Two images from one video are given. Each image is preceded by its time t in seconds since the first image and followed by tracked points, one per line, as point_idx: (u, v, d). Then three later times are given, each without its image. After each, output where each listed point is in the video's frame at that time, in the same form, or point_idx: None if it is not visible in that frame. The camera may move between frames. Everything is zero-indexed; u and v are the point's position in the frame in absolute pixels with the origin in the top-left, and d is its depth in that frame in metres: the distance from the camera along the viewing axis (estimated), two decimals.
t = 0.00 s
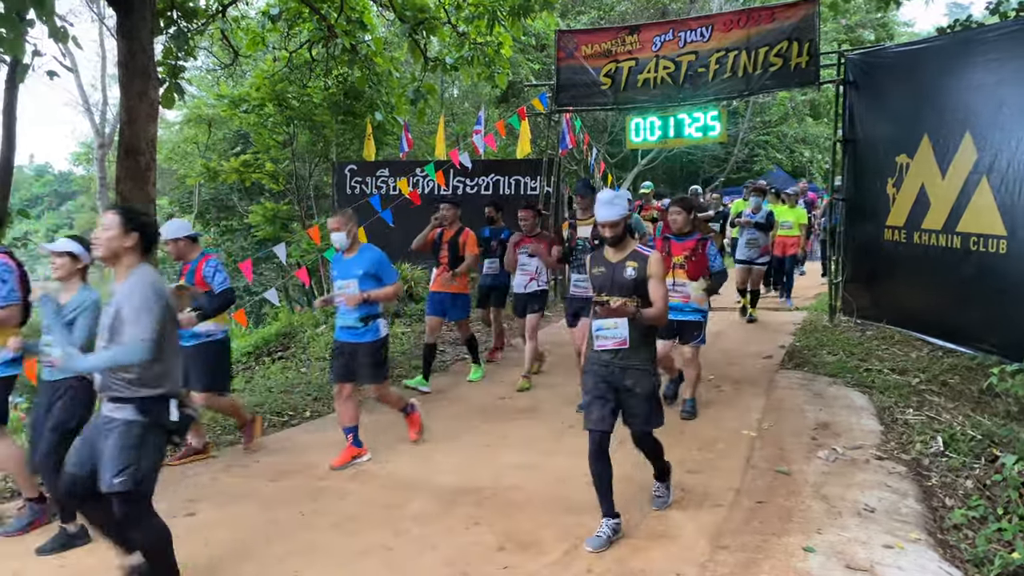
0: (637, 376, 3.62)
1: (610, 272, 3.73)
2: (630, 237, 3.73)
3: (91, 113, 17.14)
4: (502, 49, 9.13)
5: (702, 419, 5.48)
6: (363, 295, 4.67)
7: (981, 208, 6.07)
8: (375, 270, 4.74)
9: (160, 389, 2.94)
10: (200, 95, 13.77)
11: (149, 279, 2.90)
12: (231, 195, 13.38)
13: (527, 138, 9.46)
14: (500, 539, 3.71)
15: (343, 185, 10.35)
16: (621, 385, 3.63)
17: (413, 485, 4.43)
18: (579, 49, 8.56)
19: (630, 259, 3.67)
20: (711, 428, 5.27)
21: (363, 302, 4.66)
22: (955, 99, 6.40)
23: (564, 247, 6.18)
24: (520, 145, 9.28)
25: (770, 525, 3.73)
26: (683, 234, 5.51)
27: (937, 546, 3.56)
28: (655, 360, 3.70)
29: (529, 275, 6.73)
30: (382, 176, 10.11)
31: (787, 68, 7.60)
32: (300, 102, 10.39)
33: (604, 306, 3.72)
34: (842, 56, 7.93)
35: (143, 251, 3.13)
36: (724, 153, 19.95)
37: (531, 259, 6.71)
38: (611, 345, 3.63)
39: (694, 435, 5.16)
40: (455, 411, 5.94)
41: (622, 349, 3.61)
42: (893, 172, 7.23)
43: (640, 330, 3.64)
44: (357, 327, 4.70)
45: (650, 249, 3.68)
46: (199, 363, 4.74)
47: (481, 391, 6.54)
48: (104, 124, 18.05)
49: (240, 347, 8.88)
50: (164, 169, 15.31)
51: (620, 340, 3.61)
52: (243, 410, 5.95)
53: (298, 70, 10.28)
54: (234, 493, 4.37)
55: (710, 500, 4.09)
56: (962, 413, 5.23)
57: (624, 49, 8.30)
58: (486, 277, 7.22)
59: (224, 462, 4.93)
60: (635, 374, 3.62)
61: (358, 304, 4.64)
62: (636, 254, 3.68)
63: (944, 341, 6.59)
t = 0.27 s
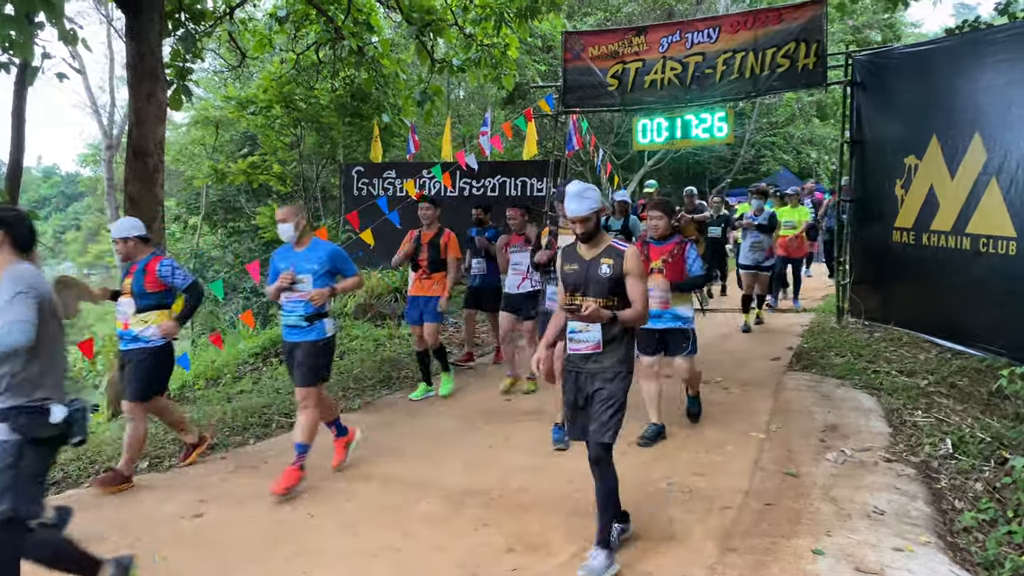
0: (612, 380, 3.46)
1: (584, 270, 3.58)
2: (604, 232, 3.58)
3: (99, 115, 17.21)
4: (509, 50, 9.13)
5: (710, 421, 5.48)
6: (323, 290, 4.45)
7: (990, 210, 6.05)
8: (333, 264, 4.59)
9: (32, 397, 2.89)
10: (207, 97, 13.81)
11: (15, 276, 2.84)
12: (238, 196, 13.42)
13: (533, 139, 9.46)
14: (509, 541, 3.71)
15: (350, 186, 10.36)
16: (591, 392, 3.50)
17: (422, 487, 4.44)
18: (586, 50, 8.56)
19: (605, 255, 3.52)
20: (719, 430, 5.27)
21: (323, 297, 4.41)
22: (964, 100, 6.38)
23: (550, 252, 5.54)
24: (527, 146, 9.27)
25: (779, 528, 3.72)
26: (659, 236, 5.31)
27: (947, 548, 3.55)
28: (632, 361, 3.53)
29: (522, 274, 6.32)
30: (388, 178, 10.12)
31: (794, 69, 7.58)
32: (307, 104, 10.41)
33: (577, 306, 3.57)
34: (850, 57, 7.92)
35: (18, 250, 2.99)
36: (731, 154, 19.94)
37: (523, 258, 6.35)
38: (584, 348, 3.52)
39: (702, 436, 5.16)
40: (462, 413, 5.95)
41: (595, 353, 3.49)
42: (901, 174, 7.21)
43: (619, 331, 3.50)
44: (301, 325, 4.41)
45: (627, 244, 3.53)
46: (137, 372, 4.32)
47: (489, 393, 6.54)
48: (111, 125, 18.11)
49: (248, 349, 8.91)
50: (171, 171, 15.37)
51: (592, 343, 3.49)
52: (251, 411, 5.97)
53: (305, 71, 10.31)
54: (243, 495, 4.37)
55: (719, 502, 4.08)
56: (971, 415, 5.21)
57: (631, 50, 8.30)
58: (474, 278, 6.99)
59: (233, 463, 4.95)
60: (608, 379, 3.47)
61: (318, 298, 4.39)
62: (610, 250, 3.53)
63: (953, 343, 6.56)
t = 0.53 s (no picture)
0: (565, 414, 3.09)
1: (546, 293, 3.15)
2: (572, 251, 3.15)
3: (108, 118, 17.29)
4: (516, 52, 9.13)
5: (718, 423, 5.46)
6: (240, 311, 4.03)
7: (1000, 211, 6.02)
8: (251, 284, 4.04)
9: None
10: (215, 99, 13.86)
11: None
12: (246, 198, 13.46)
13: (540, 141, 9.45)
14: (517, 543, 3.71)
15: (357, 188, 10.38)
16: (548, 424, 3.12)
17: (429, 489, 4.44)
18: (593, 51, 8.56)
19: (569, 278, 3.09)
20: (727, 432, 5.26)
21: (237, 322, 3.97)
22: (973, 101, 6.36)
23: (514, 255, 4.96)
24: (534, 148, 9.27)
25: (788, 530, 3.71)
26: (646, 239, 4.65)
27: (957, 551, 3.53)
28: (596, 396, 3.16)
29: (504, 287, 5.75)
30: (396, 180, 10.14)
31: (802, 70, 7.57)
32: (314, 106, 10.44)
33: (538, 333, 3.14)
34: (858, 58, 7.90)
35: None
36: (738, 156, 19.93)
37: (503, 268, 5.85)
38: (546, 378, 3.11)
39: (710, 438, 5.15)
40: (469, 414, 5.95)
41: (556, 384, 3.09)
42: (910, 175, 7.19)
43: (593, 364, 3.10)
44: (229, 351, 4.03)
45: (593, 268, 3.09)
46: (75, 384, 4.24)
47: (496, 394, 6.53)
48: (120, 127, 18.18)
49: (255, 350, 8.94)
50: (179, 173, 15.43)
51: (553, 373, 3.09)
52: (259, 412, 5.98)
53: (313, 73, 10.33)
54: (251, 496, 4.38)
55: (727, 505, 4.07)
56: (980, 417, 5.19)
57: (638, 52, 8.29)
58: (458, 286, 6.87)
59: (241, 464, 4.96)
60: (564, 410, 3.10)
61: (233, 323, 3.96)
62: (576, 273, 3.10)
63: (962, 345, 6.54)
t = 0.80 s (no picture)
0: (520, 438, 2.74)
1: (483, 296, 2.84)
2: (508, 249, 2.83)
3: (116, 121, 17.34)
4: (523, 54, 9.13)
5: (725, 426, 5.45)
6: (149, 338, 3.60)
7: (1010, 213, 5.99)
8: (170, 306, 3.68)
9: None
10: (222, 102, 13.90)
11: None
12: (253, 201, 13.49)
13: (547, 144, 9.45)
14: (524, 546, 3.70)
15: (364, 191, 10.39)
16: (496, 445, 2.78)
17: (436, 491, 4.44)
18: (600, 54, 8.56)
19: (504, 280, 2.76)
20: (735, 435, 5.24)
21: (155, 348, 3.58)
22: (982, 102, 6.33)
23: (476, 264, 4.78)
24: (541, 150, 9.27)
25: (796, 533, 3.70)
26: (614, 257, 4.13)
27: (966, 555, 3.52)
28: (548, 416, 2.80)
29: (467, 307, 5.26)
30: (403, 182, 10.17)
31: (809, 72, 7.55)
32: (321, 109, 10.42)
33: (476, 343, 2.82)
34: (865, 60, 7.88)
35: None
36: (745, 158, 19.91)
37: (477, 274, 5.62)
38: (484, 393, 2.79)
39: (717, 441, 5.13)
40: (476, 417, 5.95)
41: (497, 399, 2.77)
42: (918, 177, 7.16)
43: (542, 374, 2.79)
44: (144, 381, 3.63)
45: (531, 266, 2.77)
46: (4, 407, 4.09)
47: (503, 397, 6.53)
48: (128, 130, 18.25)
49: (263, 352, 8.96)
50: (187, 176, 15.48)
51: (494, 387, 2.77)
52: (267, 414, 5.99)
53: (320, 76, 10.36)
54: (259, 499, 4.39)
55: (735, 508, 4.06)
56: (989, 420, 5.17)
57: (645, 54, 8.29)
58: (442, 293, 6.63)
59: (248, 466, 4.97)
60: (513, 432, 2.75)
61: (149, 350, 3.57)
62: (510, 273, 2.77)
63: (971, 348, 6.51)
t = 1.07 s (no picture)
0: (422, 449, 2.60)
1: (396, 296, 2.69)
2: (420, 245, 2.68)
3: (123, 124, 17.41)
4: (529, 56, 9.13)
5: (732, 429, 5.44)
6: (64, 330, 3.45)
7: (1018, 214, 5.96)
8: (81, 297, 3.52)
9: None
10: (230, 104, 13.95)
11: None
12: (260, 203, 13.52)
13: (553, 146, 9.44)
14: (531, 548, 3.70)
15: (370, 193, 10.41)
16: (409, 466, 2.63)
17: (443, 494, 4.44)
18: (606, 56, 8.56)
19: (419, 280, 2.61)
20: (742, 437, 5.23)
21: (63, 340, 3.41)
22: (990, 104, 6.31)
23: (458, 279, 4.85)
24: (547, 152, 9.26)
25: (803, 537, 3.69)
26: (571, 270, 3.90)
27: (975, 559, 3.50)
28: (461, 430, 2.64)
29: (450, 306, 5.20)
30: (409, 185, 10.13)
31: (816, 74, 7.54)
32: (328, 112, 10.40)
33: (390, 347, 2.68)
34: (872, 62, 7.86)
35: None
36: (752, 159, 19.89)
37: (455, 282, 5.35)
38: (398, 403, 2.64)
39: (725, 444, 5.13)
40: (483, 420, 5.96)
41: (411, 409, 2.62)
42: (926, 178, 7.14)
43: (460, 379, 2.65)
44: (42, 378, 3.44)
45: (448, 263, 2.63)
46: None
47: (510, 399, 6.53)
48: (136, 133, 18.31)
49: (270, 355, 8.99)
50: (195, 178, 15.53)
51: (407, 397, 2.62)
52: (275, 416, 6.00)
53: (326, 79, 10.38)
54: (266, 501, 4.40)
55: (742, 511, 4.05)
56: (998, 423, 5.14)
57: (651, 56, 8.28)
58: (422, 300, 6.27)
59: (256, 469, 4.98)
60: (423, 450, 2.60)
61: (54, 343, 3.39)
62: (424, 271, 2.62)
63: (979, 350, 6.48)
